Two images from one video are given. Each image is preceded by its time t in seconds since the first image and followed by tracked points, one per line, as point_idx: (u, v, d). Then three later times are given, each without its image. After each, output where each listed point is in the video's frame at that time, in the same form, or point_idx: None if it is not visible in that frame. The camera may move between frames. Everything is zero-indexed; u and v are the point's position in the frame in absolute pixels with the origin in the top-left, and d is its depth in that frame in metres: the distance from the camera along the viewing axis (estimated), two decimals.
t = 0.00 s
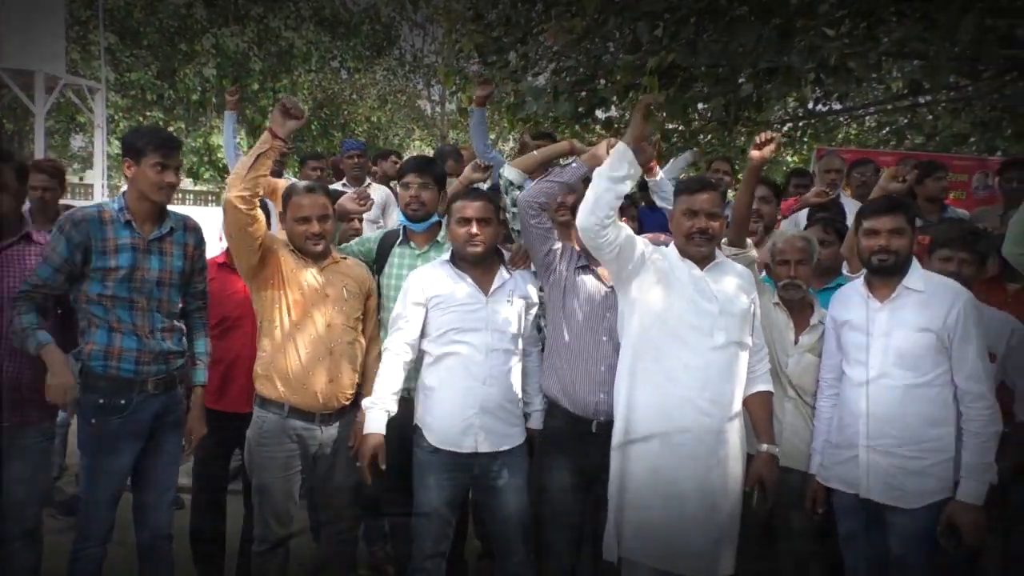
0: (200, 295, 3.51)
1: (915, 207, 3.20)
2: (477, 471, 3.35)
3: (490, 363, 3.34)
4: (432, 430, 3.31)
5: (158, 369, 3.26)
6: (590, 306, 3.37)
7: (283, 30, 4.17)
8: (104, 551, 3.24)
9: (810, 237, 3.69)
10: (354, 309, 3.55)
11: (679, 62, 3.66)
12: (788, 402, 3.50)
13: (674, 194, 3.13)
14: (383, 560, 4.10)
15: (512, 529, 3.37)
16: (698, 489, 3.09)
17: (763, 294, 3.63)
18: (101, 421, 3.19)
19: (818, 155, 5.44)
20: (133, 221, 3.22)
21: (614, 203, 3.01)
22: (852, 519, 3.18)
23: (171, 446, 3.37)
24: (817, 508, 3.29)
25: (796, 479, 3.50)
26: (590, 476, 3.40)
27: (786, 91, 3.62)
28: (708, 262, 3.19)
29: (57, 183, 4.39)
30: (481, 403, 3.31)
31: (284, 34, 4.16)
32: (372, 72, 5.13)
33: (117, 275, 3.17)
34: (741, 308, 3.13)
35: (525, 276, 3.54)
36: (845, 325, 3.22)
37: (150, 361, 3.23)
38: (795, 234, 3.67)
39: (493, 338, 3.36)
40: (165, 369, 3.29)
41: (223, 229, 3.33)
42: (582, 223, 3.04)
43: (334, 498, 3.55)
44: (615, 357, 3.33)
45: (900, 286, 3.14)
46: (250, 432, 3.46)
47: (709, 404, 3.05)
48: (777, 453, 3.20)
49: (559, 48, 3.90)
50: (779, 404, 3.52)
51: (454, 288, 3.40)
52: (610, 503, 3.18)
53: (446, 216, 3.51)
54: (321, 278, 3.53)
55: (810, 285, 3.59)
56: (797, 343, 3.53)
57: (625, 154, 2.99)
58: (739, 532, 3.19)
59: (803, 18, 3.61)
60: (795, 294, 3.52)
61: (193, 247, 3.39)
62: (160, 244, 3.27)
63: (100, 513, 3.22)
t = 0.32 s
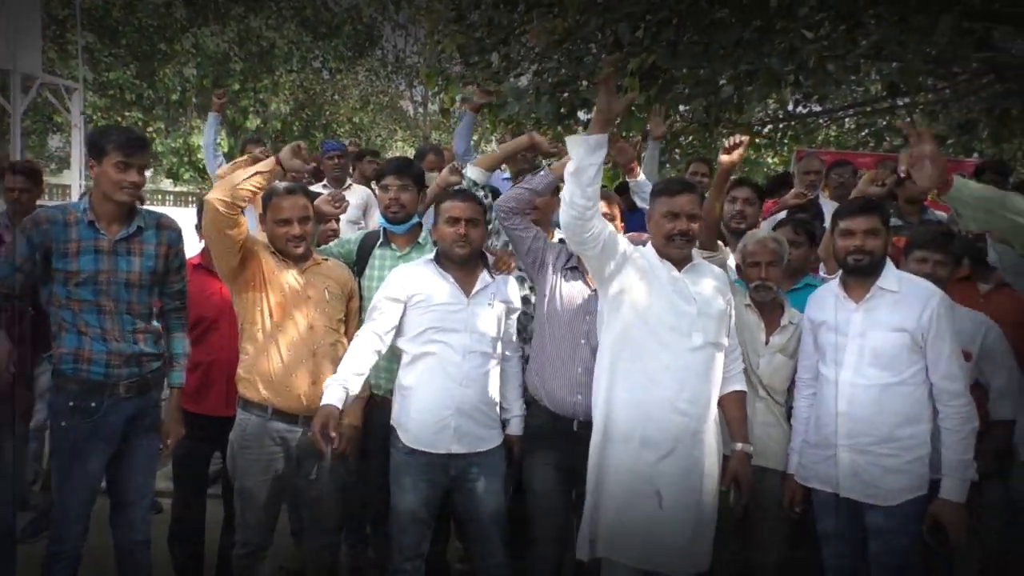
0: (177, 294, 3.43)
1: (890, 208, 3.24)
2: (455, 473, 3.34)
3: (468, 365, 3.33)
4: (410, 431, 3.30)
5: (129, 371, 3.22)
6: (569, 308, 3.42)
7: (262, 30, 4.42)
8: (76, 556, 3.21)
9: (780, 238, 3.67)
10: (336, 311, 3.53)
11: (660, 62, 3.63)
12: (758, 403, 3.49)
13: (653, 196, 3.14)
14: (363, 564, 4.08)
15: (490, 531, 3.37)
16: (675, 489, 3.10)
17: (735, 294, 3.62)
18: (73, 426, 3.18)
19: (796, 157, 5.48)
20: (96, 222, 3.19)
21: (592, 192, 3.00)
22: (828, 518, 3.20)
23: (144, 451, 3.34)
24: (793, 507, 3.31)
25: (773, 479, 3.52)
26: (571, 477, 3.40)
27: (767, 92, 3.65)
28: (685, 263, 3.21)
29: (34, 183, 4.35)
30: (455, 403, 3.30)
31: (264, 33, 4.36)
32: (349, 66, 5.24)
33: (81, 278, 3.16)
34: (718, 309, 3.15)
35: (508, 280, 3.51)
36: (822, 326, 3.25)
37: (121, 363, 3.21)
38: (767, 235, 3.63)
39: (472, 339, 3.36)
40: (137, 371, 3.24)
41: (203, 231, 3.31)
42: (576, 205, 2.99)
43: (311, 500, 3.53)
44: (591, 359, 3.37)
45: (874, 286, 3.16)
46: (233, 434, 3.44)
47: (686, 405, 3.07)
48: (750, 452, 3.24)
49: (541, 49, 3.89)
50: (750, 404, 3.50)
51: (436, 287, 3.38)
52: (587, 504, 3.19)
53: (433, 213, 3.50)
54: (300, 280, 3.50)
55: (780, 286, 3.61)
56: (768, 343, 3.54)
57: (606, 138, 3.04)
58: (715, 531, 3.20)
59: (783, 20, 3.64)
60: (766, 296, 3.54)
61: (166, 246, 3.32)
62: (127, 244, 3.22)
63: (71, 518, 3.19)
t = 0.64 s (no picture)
0: (155, 298, 3.35)
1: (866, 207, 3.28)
2: (435, 473, 3.34)
3: (453, 363, 3.34)
4: (391, 430, 3.31)
5: (96, 373, 3.20)
6: (550, 307, 3.41)
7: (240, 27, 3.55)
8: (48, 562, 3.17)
9: (768, 236, 3.67)
10: (317, 311, 3.52)
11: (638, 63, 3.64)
12: (741, 400, 3.54)
13: (630, 196, 3.14)
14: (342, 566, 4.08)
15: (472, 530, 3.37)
16: (654, 488, 3.11)
17: (720, 294, 3.66)
18: (42, 428, 3.16)
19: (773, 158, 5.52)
20: (70, 219, 3.18)
21: (569, 197, 3.01)
22: (805, 516, 3.23)
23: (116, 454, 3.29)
24: (770, 505, 3.35)
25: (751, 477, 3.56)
26: (549, 476, 3.40)
27: (744, 93, 3.64)
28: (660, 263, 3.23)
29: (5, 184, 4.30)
30: (438, 400, 3.30)
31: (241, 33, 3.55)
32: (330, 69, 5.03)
33: (52, 276, 3.14)
34: (694, 308, 3.17)
35: (490, 279, 3.51)
36: (799, 324, 3.28)
37: (89, 365, 3.19)
38: (755, 232, 3.62)
39: (453, 337, 3.35)
40: (105, 374, 3.22)
41: (180, 232, 3.29)
42: (552, 211, 3.00)
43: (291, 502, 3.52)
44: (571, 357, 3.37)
45: (852, 285, 3.21)
46: (212, 436, 3.42)
47: (664, 404, 3.09)
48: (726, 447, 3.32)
49: (519, 50, 3.86)
50: (733, 400, 3.56)
51: (416, 286, 3.37)
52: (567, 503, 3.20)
53: (417, 210, 3.51)
54: (280, 279, 3.48)
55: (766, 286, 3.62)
56: (754, 343, 3.55)
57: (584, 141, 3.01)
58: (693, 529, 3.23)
59: (759, 22, 3.63)
60: (751, 295, 3.55)
61: (142, 248, 3.28)
62: (101, 244, 3.20)
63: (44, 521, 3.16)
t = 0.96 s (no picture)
0: (138, 302, 3.33)
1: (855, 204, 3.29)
2: (426, 471, 3.33)
3: (444, 360, 3.33)
4: (382, 429, 3.29)
5: (77, 375, 3.16)
6: (537, 304, 3.41)
7: (230, 29, 3.50)
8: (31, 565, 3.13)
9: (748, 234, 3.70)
10: (308, 311, 3.50)
11: (625, 61, 3.63)
12: (727, 396, 3.54)
13: (617, 194, 3.15)
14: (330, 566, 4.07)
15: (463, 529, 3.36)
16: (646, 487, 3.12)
17: (700, 291, 3.65)
18: (20, 431, 3.10)
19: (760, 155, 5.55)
20: (56, 219, 3.16)
21: (552, 207, 2.94)
22: (794, 511, 3.24)
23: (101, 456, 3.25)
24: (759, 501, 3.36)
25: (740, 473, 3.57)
26: (539, 475, 3.40)
27: (731, 91, 3.65)
28: (646, 262, 3.24)
29: None
30: (431, 398, 3.29)
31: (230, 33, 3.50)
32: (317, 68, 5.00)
33: (36, 273, 3.12)
34: (682, 306, 3.18)
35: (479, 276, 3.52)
36: (787, 321, 3.29)
37: (71, 366, 3.15)
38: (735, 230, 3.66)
39: (445, 335, 3.35)
40: (86, 376, 3.19)
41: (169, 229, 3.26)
42: (534, 219, 2.94)
43: (280, 502, 3.50)
44: (558, 354, 3.36)
45: (839, 281, 3.22)
46: (201, 436, 3.40)
47: (655, 402, 3.09)
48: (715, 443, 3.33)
49: (509, 48, 3.96)
50: (717, 397, 3.55)
51: (405, 284, 3.38)
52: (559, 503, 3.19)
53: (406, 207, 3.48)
54: (271, 278, 3.46)
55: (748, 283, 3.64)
56: (737, 337, 3.58)
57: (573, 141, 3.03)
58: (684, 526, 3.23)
59: (745, 18, 3.60)
60: (734, 291, 3.56)
61: (127, 251, 3.26)
62: (86, 244, 3.18)
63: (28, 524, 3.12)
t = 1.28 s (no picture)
0: (114, 298, 3.27)
1: (832, 201, 3.32)
2: (405, 470, 3.33)
3: (425, 358, 3.32)
4: (362, 428, 3.29)
5: (48, 373, 3.15)
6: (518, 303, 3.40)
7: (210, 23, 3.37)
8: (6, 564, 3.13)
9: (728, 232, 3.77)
10: (291, 310, 3.50)
11: (608, 59, 3.52)
12: (705, 393, 3.56)
13: (596, 191, 3.15)
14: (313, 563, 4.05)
15: (443, 526, 3.36)
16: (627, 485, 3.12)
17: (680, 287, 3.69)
18: None
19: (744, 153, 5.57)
20: (26, 216, 3.12)
21: (530, 218, 2.92)
22: (770, 507, 3.26)
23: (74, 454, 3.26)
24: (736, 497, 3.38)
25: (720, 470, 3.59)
26: (519, 472, 3.40)
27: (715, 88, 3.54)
28: (624, 259, 3.26)
29: None
30: (412, 396, 3.28)
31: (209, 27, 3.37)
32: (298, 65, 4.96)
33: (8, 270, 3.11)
34: (660, 304, 3.19)
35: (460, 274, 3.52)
36: (765, 318, 3.31)
37: (41, 365, 3.15)
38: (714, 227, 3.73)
39: (426, 333, 3.34)
40: (57, 375, 3.18)
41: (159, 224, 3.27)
42: (512, 229, 2.91)
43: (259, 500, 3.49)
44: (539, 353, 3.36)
45: (818, 279, 3.24)
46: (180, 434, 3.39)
47: (635, 400, 3.10)
48: (695, 440, 3.34)
49: (489, 43, 3.75)
50: (697, 394, 3.57)
51: (386, 282, 3.37)
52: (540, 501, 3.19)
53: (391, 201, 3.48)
54: (253, 276, 3.44)
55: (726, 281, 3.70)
56: (715, 335, 3.60)
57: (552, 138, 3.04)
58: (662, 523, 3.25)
59: (727, 15, 3.49)
60: (713, 288, 3.64)
61: (100, 247, 3.23)
62: (57, 240, 3.15)
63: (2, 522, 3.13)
